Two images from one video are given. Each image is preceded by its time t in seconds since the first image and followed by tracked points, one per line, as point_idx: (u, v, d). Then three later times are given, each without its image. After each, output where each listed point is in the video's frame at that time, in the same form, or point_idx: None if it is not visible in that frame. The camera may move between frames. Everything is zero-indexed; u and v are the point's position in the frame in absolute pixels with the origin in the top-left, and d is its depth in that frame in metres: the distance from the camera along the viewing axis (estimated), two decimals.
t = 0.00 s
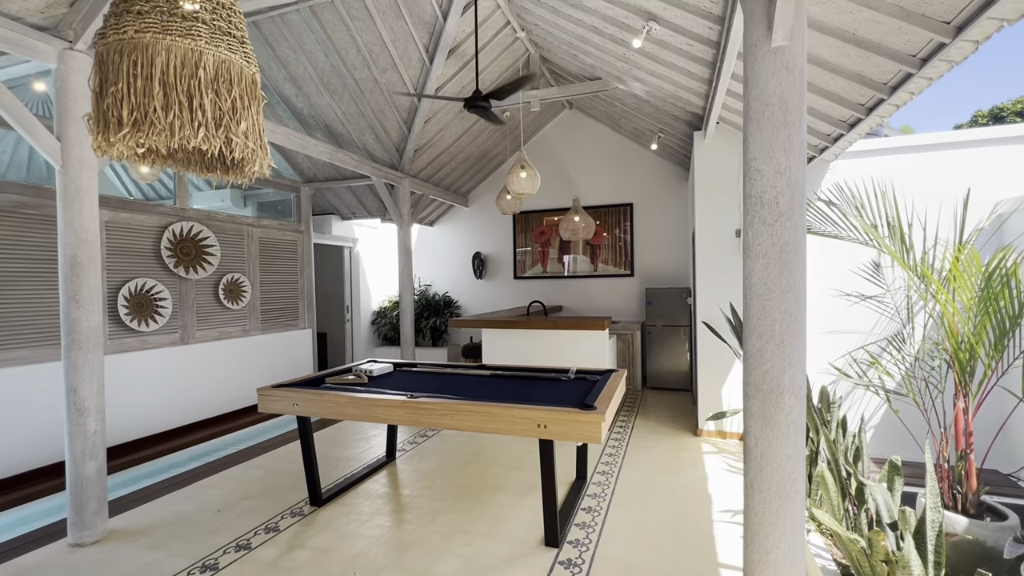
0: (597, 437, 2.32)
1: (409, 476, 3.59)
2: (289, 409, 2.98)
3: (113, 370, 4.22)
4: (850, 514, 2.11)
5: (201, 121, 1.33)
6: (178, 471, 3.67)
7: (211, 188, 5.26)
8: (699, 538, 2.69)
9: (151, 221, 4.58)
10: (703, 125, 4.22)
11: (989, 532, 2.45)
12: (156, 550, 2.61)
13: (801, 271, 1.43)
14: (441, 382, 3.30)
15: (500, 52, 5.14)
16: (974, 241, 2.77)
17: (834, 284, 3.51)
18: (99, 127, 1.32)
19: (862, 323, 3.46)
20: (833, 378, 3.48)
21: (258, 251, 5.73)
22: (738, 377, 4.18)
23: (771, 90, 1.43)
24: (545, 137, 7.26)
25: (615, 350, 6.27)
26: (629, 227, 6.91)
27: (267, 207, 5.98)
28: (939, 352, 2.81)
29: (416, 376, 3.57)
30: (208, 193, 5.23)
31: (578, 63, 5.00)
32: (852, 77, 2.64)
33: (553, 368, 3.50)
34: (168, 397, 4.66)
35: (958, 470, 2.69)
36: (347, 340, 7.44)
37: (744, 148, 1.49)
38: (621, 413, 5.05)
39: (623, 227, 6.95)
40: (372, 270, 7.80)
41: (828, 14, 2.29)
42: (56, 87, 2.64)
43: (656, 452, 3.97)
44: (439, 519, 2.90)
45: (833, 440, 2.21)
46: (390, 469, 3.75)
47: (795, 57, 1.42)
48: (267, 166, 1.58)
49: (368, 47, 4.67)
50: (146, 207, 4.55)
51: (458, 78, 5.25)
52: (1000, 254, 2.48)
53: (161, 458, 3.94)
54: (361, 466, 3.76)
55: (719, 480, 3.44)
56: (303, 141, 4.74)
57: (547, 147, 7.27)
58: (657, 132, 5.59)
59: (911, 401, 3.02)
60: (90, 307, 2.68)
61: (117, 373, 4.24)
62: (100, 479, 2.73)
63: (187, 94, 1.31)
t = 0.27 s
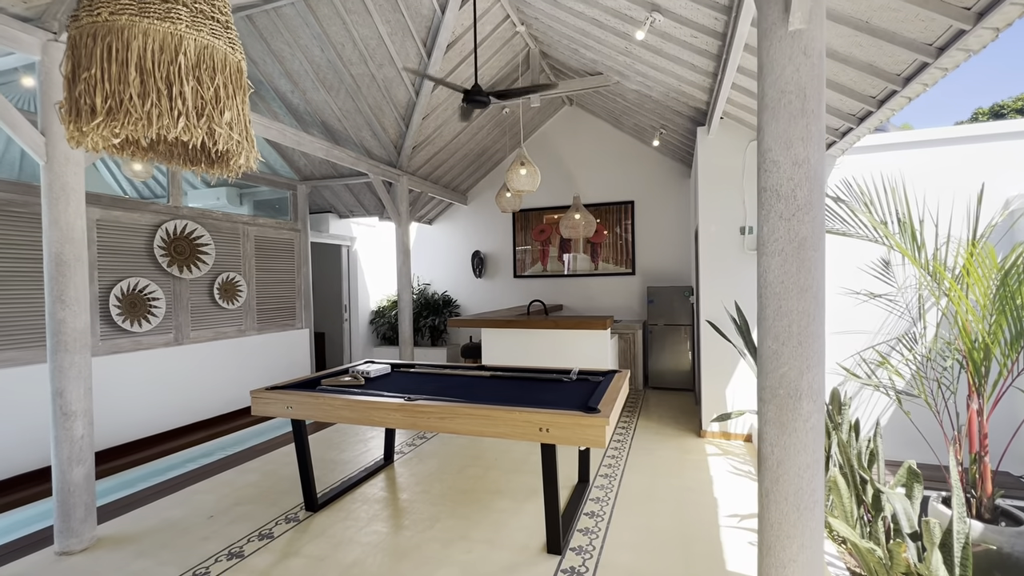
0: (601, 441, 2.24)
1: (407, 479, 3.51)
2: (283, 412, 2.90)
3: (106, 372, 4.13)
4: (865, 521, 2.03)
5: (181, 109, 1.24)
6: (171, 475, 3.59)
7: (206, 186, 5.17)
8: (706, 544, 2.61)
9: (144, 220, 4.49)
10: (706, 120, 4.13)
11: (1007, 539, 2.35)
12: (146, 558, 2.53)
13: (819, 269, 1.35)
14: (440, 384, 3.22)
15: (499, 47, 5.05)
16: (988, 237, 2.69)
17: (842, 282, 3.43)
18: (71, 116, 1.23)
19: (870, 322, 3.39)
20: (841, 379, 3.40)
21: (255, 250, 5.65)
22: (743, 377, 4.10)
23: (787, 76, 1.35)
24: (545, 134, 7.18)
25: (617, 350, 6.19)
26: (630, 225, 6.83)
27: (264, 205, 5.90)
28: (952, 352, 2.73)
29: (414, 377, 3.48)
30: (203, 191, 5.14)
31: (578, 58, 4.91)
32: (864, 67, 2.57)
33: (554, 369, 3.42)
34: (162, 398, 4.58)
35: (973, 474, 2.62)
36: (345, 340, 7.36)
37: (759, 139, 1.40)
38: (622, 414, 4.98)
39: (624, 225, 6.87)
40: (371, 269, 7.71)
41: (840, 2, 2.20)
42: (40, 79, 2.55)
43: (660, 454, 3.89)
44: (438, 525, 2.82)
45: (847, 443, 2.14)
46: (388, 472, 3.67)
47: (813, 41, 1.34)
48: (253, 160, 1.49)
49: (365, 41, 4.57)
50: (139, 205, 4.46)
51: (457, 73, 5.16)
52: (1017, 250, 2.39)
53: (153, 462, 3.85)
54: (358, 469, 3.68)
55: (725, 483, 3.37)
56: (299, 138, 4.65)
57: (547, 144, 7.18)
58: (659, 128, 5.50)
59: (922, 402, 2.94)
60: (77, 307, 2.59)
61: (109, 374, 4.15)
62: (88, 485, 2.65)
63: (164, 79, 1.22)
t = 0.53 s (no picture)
0: (608, 449, 2.13)
1: (405, 485, 3.40)
2: (276, 417, 2.79)
3: (96, 375, 4.02)
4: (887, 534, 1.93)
5: (152, 97, 1.13)
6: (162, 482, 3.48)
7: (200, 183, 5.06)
8: (717, 555, 2.50)
9: (135, 218, 4.38)
10: (712, 115, 4.02)
11: None
12: (131, 571, 2.42)
13: (849, 268, 1.24)
14: (439, 388, 3.11)
15: (499, 40, 4.93)
16: (1009, 234, 2.58)
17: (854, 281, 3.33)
18: (30, 102, 1.11)
19: (883, 322, 3.29)
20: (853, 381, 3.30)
21: (250, 249, 5.54)
22: (750, 379, 4.00)
23: (814, 59, 1.24)
24: (546, 131, 7.07)
25: (619, 350, 6.08)
26: (632, 223, 6.72)
27: (260, 204, 5.80)
28: (970, 353, 2.63)
29: (412, 380, 3.37)
30: (198, 188, 5.03)
31: (580, 51, 4.79)
32: (881, 57, 2.48)
33: (556, 371, 3.31)
34: (155, 401, 4.47)
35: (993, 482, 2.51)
36: (343, 340, 7.26)
37: (782, 127, 1.30)
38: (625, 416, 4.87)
39: (626, 223, 6.76)
40: (369, 268, 7.59)
41: None
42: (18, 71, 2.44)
43: (665, 458, 3.78)
44: (436, 534, 2.71)
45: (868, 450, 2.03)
46: (385, 477, 3.56)
47: (842, 20, 1.23)
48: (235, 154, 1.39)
49: (361, 35, 4.46)
50: (130, 203, 4.35)
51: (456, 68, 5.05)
52: None
53: (144, 468, 3.75)
54: (354, 475, 3.57)
55: (733, 488, 3.26)
56: (293, 134, 4.54)
57: (547, 142, 7.08)
58: (662, 124, 5.39)
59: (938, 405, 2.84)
60: (59, 309, 2.48)
61: (99, 377, 4.04)
62: (72, 495, 2.54)
63: (131, 63, 1.11)
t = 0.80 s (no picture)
0: (614, 457, 2.02)
1: (402, 491, 3.29)
2: (266, 423, 2.67)
3: (84, 378, 3.91)
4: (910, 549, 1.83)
5: (114, 79, 0.82)
6: (150, 488, 3.37)
7: (194, 181, 4.96)
8: (727, 567, 2.39)
9: (124, 217, 4.26)
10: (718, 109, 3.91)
11: None
12: None
13: (883, 267, 1.13)
14: (437, 392, 3.00)
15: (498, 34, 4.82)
16: None
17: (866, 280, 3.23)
18: None
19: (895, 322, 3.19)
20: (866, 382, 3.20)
21: (244, 248, 5.42)
22: (756, 381, 3.89)
23: (846, 37, 1.13)
24: (546, 128, 6.95)
25: (621, 351, 5.97)
26: (634, 221, 6.61)
27: (255, 202, 5.71)
28: (990, 355, 2.52)
29: (409, 383, 3.26)
30: (191, 186, 4.94)
31: (580, 45, 4.67)
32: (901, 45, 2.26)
33: (558, 374, 3.20)
34: (145, 404, 4.36)
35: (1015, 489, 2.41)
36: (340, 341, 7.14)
37: (808, 112, 1.19)
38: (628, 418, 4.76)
39: (627, 220, 6.65)
40: (366, 267, 7.48)
41: None
42: None
43: (669, 463, 3.68)
44: (434, 545, 2.61)
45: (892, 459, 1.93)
46: (382, 483, 3.46)
47: None
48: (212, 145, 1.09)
49: (356, 28, 4.33)
50: (119, 202, 4.24)
51: (454, 62, 4.93)
52: None
53: (133, 473, 3.64)
54: (350, 481, 3.46)
55: (741, 494, 3.15)
56: (287, 130, 4.41)
57: (547, 138, 6.96)
58: (665, 120, 5.28)
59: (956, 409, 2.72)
60: (38, 311, 2.37)
61: (87, 380, 3.92)
62: (52, 505, 2.43)
63: (89, 38, 0.80)
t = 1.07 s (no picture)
0: (619, 465, 1.91)
1: (397, 497, 3.19)
2: (255, 428, 2.56)
3: (70, 380, 3.79)
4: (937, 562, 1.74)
5: (58, 51, 0.63)
6: (137, 495, 3.26)
7: (188, 178, 4.88)
8: None
9: (112, 214, 4.15)
10: (722, 103, 3.80)
11: None
12: None
13: (920, 261, 1.03)
14: (433, 395, 2.89)
15: (496, 26, 4.70)
16: None
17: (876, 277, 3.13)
18: None
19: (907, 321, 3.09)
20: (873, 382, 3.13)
21: (237, 247, 5.31)
22: (762, 382, 3.79)
23: (878, 8, 1.02)
24: (545, 124, 6.84)
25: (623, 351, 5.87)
26: (635, 219, 6.51)
27: (249, 200, 5.61)
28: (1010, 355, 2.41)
29: (404, 386, 3.15)
30: (184, 183, 4.84)
31: (581, 38, 4.56)
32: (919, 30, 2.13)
33: (559, 376, 3.09)
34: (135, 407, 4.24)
35: None
36: (337, 341, 7.04)
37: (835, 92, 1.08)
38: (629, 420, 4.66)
39: (628, 218, 6.55)
40: (363, 266, 7.38)
41: None
42: None
43: (672, 466, 3.58)
44: (430, 554, 2.50)
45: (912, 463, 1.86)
46: (377, 489, 3.35)
47: None
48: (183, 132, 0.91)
49: (351, 20, 4.21)
50: (107, 199, 4.12)
51: (451, 55, 4.81)
52: None
53: (120, 479, 3.53)
54: (344, 486, 3.36)
55: (747, 499, 3.05)
56: (279, 125, 4.30)
57: (547, 135, 6.85)
58: (667, 115, 5.17)
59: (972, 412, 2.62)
60: (12, 312, 2.26)
61: (74, 382, 3.81)
62: (29, 515, 2.32)
63: None
